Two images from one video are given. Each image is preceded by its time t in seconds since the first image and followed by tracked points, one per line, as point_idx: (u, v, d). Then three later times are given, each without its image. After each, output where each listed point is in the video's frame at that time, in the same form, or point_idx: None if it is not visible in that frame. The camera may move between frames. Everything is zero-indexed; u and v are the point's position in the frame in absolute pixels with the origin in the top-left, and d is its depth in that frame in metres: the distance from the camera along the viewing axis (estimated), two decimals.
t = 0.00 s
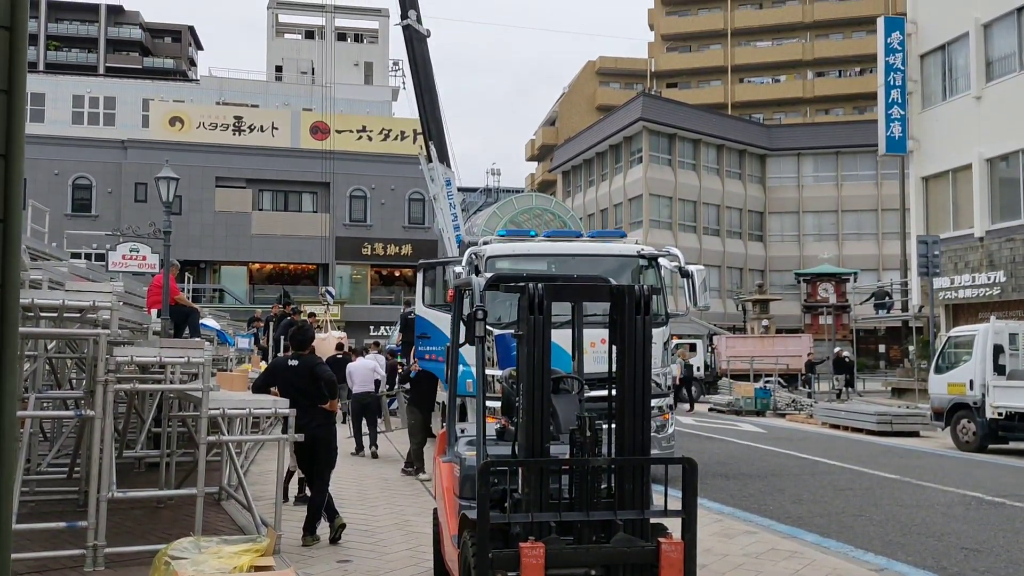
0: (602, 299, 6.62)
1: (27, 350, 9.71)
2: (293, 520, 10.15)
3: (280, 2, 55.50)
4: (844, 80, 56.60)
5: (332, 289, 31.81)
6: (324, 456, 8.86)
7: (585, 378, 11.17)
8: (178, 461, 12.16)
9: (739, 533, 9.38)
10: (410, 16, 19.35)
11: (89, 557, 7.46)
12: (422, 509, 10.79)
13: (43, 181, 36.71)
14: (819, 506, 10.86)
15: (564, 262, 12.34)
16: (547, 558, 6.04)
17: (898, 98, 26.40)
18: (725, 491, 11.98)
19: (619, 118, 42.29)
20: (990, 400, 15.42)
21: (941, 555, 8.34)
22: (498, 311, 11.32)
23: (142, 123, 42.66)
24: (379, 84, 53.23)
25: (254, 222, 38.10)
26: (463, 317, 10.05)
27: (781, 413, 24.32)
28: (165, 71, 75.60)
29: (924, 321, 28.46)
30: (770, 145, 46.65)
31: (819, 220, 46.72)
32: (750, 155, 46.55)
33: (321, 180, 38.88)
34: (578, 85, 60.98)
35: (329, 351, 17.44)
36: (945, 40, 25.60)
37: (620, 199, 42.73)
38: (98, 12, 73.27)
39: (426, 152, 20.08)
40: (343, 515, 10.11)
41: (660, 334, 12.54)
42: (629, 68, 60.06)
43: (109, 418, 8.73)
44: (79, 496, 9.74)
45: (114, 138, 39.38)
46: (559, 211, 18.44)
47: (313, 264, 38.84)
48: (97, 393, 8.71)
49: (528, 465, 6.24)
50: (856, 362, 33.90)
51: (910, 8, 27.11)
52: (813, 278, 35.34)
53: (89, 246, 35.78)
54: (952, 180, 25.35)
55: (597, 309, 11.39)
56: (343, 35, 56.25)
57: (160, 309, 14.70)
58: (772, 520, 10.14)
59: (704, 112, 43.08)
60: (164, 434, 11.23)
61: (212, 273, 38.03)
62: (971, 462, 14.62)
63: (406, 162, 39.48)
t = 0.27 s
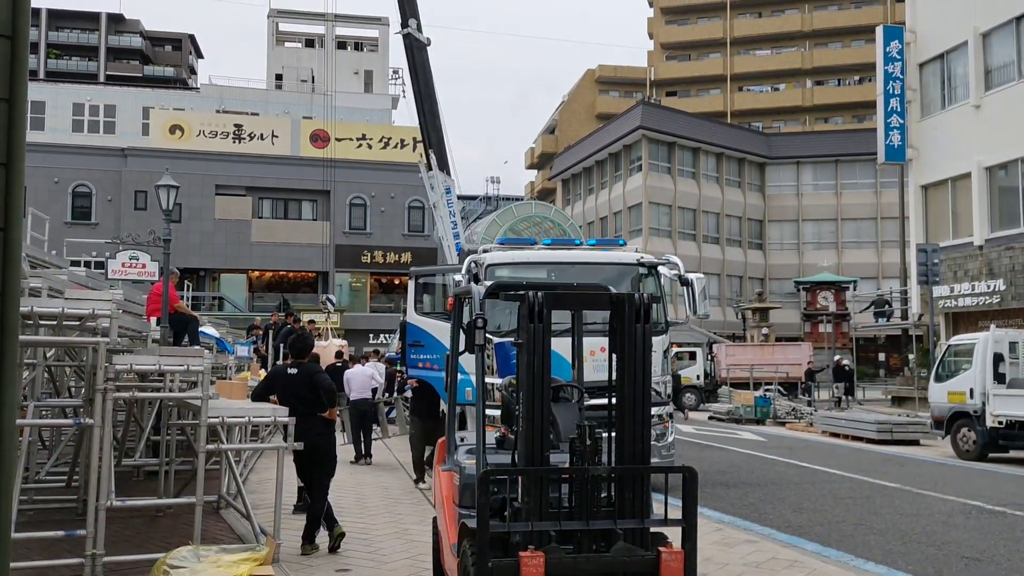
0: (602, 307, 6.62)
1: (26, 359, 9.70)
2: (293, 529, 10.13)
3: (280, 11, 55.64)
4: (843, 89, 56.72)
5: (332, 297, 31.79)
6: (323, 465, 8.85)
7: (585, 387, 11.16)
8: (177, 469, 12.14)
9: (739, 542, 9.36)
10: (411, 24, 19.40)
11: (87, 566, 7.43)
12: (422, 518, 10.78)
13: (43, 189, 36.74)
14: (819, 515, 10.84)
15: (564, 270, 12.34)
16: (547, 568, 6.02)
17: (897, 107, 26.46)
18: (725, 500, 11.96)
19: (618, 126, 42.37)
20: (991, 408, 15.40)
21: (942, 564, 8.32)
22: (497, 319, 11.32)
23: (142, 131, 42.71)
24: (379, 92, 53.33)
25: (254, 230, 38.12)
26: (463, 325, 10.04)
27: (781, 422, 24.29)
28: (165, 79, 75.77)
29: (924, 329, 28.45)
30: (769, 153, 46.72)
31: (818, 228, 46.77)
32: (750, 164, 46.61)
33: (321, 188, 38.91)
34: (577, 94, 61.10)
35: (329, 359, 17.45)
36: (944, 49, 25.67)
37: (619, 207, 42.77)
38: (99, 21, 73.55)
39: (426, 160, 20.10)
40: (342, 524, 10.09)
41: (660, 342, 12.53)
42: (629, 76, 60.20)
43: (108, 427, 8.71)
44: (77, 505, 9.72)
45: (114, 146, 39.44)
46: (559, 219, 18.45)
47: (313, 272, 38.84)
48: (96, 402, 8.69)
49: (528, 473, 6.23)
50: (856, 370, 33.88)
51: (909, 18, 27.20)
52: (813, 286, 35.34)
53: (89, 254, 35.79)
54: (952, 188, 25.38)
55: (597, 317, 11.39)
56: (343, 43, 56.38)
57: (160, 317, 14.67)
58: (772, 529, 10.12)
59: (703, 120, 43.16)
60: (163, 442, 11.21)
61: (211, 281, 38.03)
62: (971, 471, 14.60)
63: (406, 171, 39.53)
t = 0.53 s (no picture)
0: (602, 316, 6.62)
1: (26, 367, 9.69)
2: (292, 538, 10.10)
3: (281, 20, 55.81)
4: (842, 98, 56.87)
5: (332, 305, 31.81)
6: (323, 474, 8.83)
7: (585, 396, 11.14)
8: (176, 478, 12.11)
9: (739, 552, 9.34)
10: (411, 33, 19.46)
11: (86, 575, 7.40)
12: (421, 527, 10.75)
13: (43, 197, 36.77)
14: (820, 525, 10.82)
15: (563, 278, 12.35)
16: None
17: (896, 116, 26.53)
18: (726, 510, 11.94)
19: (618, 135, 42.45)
20: (991, 418, 15.38)
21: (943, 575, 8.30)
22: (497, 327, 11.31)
23: (142, 139, 42.77)
24: (379, 101, 53.46)
25: (254, 238, 38.13)
26: (462, 334, 10.04)
27: (781, 430, 24.28)
28: (166, 87, 75.96)
29: (924, 338, 28.45)
30: (769, 162, 46.80)
31: (817, 237, 46.82)
32: (749, 173, 46.70)
33: (321, 196, 38.96)
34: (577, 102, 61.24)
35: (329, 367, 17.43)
36: (942, 58, 25.75)
37: (619, 216, 42.82)
38: (100, 29, 73.78)
39: (427, 168, 20.13)
40: (342, 533, 10.06)
41: (660, 351, 12.52)
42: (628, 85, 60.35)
43: (107, 435, 8.69)
44: (76, 514, 9.69)
45: (114, 155, 39.49)
46: (559, 227, 18.48)
47: (313, 280, 38.84)
48: (95, 410, 8.67)
49: (528, 482, 6.21)
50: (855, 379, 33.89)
51: (907, 28, 27.30)
52: (812, 295, 35.36)
53: (88, 262, 35.80)
54: (951, 197, 25.43)
55: (596, 325, 11.38)
56: (343, 52, 56.54)
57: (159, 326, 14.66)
58: (772, 539, 10.10)
59: (703, 129, 43.25)
60: (162, 450, 11.18)
61: (211, 289, 38.03)
62: (971, 480, 14.58)
63: (406, 179, 39.58)
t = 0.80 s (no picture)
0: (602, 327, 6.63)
1: (25, 376, 9.67)
2: (290, 549, 10.06)
3: (281, 30, 55.97)
4: (841, 109, 57.01)
5: (332, 314, 31.79)
6: (320, 484, 8.79)
7: (585, 406, 11.13)
8: (174, 487, 12.06)
9: (739, 563, 9.31)
10: (412, 43, 19.49)
11: None
12: (420, 538, 10.71)
13: (43, 207, 36.79)
14: (820, 536, 10.78)
15: (564, 288, 12.35)
16: None
17: (894, 127, 26.61)
18: (726, 521, 11.90)
19: (617, 145, 42.52)
20: (990, 429, 15.35)
21: None
22: (497, 337, 11.31)
23: (142, 148, 42.80)
24: (379, 110, 53.55)
25: (253, 247, 38.12)
26: (462, 343, 10.02)
27: (781, 441, 24.23)
28: (167, 96, 76.14)
29: (923, 349, 28.44)
30: (768, 173, 46.89)
31: (817, 247, 46.87)
32: (749, 183, 46.76)
33: (320, 205, 38.99)
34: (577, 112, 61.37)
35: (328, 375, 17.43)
36: (941, 69, 25.82)
37: (618, 226, 42.86)
38: (101, 38, 74.06)
39: (427, 178, 20.13)
40: (340, 544, 10.03)
41: (660, 360, 12.49)
42: (628, 96, 60.49)
43: (106, 444, 8.66)
44: (74, 523, 9.64)
45: (114, 164, 39.53)
46: (558, 237, 18.49)
47: (312, 289, 38.84)
48: (93, 419, 8.64)
49: (527, 493, 6.20)
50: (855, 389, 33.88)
51: (906, 39, 27.38)
52: (812, 306, 35.35)
53: (88, 271, 35.77)
54: (950, 208, 25.46)
55: (596, 335, 11.37)
56: (343, 62, 56.71)
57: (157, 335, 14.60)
58: (772, 550, 10.06)
59: (702, 139, 43.34)
60: (160, 460, 11.14)
61: (211, 298, 38.02)
62: (972, 492, 14.54)
63: (406, 188, 39.61)
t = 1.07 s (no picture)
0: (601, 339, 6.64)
1: (23, 388, 9.66)
2: (288, 561, 10.03)
3: (282, 42, 56.19)
4: (839, 122, 57.17)
5: (332, 326, 31.78)
6: (318, 497, 8.77)
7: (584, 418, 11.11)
8: (173, 499, 12.03)
9: None
10: (412, 56, 19.56)
11: None
12: (418, 551, 10.68)
13: (43, 217, 36.83)
14: (820, 550, 10.74)
15: (563, 300, 12.34)
16: None
17: (893, 140, 26.68)
18: (725, 534, 11.87)
19: (617, 157, 42.61)
20: (991, 442, 15.33)
21: None
22: (496, 349, 11.30)
23: (142, 159, 42.86)
24: (379, 122, 53.68)
25: (253, 258, 38.14)
26: (461, 355, 10.01)
27: (781, 453, 24.19)
28: (167, 108, 76.32)
29: (923, 361, 28.42)
30: (767, 185, 46.97)
31: (816, 259, 46.91)
32: (748, 195, 46.83)
33: (320, 216, 39.03)
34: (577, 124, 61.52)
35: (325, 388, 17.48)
36: (939, 83, 25.92)
37: (618, 237, 42.90)
38: (102, 50, 74.33)
39: (427, 189, 20.16)
40: (339, 557, 10.00)
41: (659, 372, 12.47)
42: (627, 108, 60.66)
43: (104, 456, 8.65)
44: (72, 536, 9.62)
45: (114, 175, 39.59)
46: (558, 248, 18.51)
47: (311, 300, 38.82)
48: (92, 431, 8.63)
49: (526, 507, 6.18)
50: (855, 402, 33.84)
51: (904, 52, 27.49)
52: (811, 318, 35.34)
53: (87, 282, 35.79)
54: (949, 221, 25.49)
55: (596, 347, 11.36)
56: (344, 74, 56.89)
57: (156, 346, 14.55)
58: (772, 564, 10.02)
59: (701, 152, 43.44)
60: (158, 472, 11.11)
61: (210, 309, 38.00)
62: (972, 505, 14.52)
63: (406, 200, 39.66)
